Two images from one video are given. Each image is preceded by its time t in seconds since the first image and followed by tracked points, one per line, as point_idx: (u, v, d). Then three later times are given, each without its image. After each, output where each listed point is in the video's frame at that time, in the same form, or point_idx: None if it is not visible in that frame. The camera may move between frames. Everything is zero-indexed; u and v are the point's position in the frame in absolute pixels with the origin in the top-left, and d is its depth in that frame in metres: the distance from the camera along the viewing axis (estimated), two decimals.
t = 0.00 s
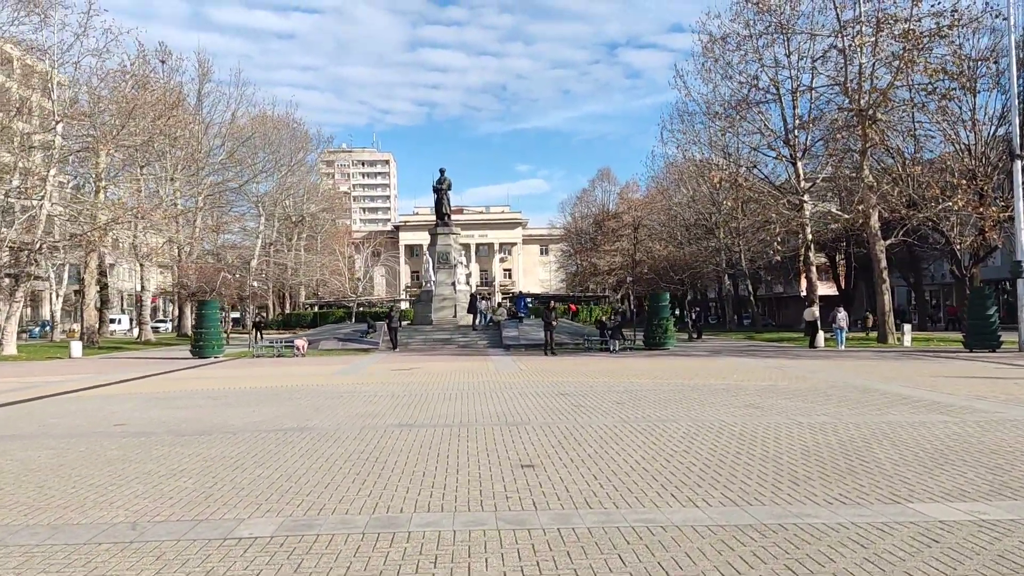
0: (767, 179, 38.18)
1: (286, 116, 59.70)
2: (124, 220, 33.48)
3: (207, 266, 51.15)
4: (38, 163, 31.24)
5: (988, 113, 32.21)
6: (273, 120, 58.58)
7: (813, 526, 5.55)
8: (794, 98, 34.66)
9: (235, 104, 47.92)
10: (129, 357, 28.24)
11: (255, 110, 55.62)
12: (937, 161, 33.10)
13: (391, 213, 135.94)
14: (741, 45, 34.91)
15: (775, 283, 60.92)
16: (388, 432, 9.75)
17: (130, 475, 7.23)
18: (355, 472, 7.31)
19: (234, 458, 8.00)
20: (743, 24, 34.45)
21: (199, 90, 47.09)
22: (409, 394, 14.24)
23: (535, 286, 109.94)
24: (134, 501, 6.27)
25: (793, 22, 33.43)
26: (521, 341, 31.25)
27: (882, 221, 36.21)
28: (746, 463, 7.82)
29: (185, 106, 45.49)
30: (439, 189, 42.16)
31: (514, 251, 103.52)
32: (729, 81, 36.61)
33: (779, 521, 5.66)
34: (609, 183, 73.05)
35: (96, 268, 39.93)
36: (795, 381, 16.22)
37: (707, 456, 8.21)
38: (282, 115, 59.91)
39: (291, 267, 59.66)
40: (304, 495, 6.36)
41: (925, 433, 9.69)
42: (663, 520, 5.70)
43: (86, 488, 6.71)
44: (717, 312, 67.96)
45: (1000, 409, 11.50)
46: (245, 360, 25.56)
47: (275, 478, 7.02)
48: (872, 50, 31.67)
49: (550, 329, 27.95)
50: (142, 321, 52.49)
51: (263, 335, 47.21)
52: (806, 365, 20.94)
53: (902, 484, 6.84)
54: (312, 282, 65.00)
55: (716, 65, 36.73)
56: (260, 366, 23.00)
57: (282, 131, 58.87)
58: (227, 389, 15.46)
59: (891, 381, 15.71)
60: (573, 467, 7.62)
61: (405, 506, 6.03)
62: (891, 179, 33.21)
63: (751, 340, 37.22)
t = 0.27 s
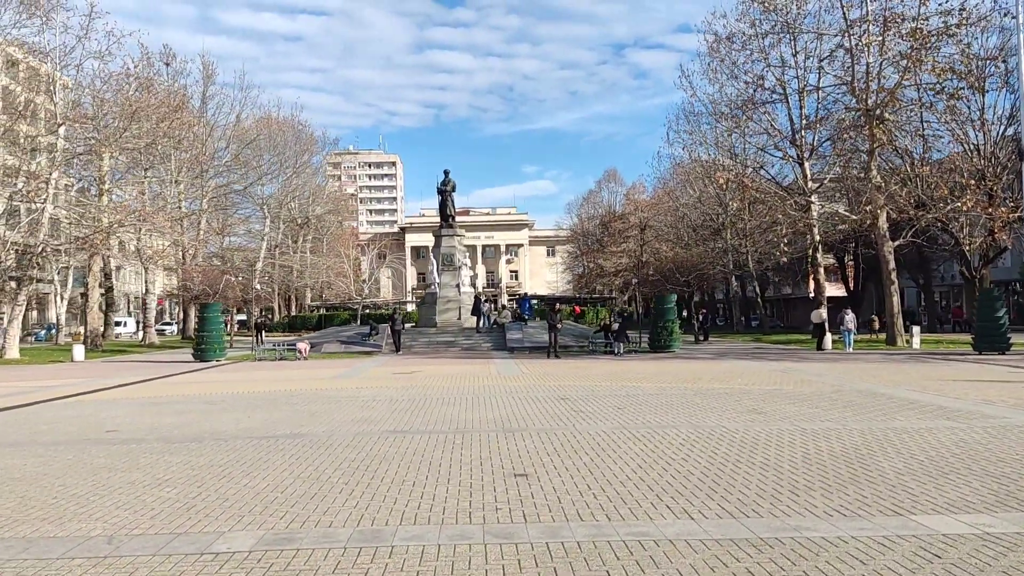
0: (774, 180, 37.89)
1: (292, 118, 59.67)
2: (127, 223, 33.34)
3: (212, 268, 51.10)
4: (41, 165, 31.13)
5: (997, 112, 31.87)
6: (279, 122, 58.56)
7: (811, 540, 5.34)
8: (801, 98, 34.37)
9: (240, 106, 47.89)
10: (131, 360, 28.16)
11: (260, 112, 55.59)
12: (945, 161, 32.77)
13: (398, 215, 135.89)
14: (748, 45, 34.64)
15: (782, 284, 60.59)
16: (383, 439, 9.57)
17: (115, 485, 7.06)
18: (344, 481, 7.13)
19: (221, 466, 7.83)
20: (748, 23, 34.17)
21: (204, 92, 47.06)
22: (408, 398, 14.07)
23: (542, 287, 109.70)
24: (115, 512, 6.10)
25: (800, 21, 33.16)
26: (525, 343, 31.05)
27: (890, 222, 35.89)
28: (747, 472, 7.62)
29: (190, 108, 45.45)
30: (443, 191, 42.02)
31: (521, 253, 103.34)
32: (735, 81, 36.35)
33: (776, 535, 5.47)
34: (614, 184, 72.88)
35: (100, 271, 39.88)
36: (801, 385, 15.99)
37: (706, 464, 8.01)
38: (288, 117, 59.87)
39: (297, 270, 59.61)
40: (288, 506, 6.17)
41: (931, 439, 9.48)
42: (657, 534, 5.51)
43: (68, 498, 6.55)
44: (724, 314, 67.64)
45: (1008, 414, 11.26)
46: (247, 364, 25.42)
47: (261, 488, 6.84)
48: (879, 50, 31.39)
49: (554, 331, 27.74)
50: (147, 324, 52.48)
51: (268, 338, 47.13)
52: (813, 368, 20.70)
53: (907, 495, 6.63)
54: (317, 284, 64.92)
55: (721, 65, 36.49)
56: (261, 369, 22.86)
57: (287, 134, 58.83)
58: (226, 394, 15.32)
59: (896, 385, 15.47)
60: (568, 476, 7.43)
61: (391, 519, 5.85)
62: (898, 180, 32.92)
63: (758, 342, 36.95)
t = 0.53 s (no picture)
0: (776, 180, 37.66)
1: (294, 120, 59.62)
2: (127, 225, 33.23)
3: (214, 270, 51.04)
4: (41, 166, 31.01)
5: (1002, 112, 31.58)
6: (281, 124, 58.49)
7: (805, 546, 5.16)
8: (803, 98, 34.15)
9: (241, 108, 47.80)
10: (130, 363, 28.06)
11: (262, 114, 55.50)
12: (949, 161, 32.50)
13: (402, 218, 135.82)
14: (750, 45, 34.43)
15: (786, 286, 60.34)
16: (373, 441, 9.39)
17: (94, 489, 6.90)
18: (328, 484, 6.96)
19: (205, 469, 7.67)
20: (750, 23, 33.97)
21: (205, 94, 46.96)
22: (403, 400, 13.90)
23: (546, 289, 109.48)
24: (91, 517, 5.95)
25: (802, 20, 32.94)
26: (526, 345, 30.86)
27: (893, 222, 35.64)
28: (742, 475, 7.43)
29: (191, 110, 45.35)
30: (444, 192, 41.89)
31: (524, 254, 103.20)
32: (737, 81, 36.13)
33: (768, 540, 5.29)
34: (617, 185, 72.75)
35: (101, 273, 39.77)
36: (802, 386, 15.79)
37: (700, 466, 7.83)
38: (290, 119, 59.84)
39: (299, 272, 59.51)
40: (268, 511, 6.01)
41: (932, 440, 9.28)
42: (645, 539, 5.33)
43: (44, 503, 6.39)
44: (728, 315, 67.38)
45: (1011, 415, 11.05)
46: (246, 366, 25.29)
47: (243, 492, 6.68)
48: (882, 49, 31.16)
49: (554, 333, 27.55)
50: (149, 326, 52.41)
51: (269, 340, 47.06)
52: (815, 369, 20.48)
53: (906, 498, 6.44)
54: (320, 286, 64.82)
55: (723, 65, 36.28)
56: (259, 371, 22.73)
57: (289, 136, 58.78)
58: (220, 396, 15.17)
59: (898, 385, 15.27)
60: (558, 479, 7.26)
61: (372, 523, 5.68)
62: (902, 180, 32.68)
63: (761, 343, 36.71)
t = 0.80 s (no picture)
0: (779, 184, 37.49)
1: (297, 123, 59.59)
2: (127, 227, 33.15)
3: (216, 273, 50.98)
4: (41, 167, 30.92)
5: (1007, 113, 31.28)
6: (284, 127, 58.45)
7: (797, 562, 4.97)
8: (806, 100, 33.94)
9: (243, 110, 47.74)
10: (129, 366, 27.95)
11: (265, 116, 55.49)
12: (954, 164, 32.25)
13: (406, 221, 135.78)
14: (752, 47, 34.27)
15: (790, 289, 60.09)
16: (362, 449, 9.20)
17: (71, 499, 6.72)
18: (311, 494, 6.78)
19: (186, 478, 7.48)
20: (753, 24, 33.78)
21: (207, 96, 46.92)
22: (398, 405, 13.75)
23: (549, 292, 109.27)
24: (63, 529, 5.78)
25: (805, 22, 32.74)
26: (527, 348, 30.70)
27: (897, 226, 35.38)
28: (737, 486, 7.23)
29: (193, 111, 45.28)
30: (446, 195, 41.76)
31: (528, 257, 103.06)
32: (738, 84, 35.99)
33: (760, 556, 5.10)
34: (621, 188, 72.63)
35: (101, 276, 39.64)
36: (803, 391, 15.58)
37: (695, 476, 7.63)
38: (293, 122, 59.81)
39: (302, 275, 59.44)
40: (245, 523, 5.84)
41: (934, 449, 9.06)
42: (632, 554, 5.14)
43: (17, 514, 6.22)
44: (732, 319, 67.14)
45: (1015, 423, 10.84)
46: (244, 370, 25.15)
47: (222, 503, 6.49)
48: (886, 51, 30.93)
49: (555, 336, 27.39)
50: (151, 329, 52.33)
51: (270, 343, 46.95)
52: (817, 374, 20.26)
53: (905, 511, 6.24)
54: (323, 289, 64.75)
55: (725, 67, 36.09)
56: (256, 375, 22.59)
57: (292, 138, 58.74)
58: (214, 401, 15.03)
59: (900, 391, 15.05)
60: (549, 488, 7.08)
61: (351, 537, 5.50)
62: (906, 183, 32.45)
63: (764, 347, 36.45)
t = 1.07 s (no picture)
0: (783, 189, 37.28)
1: (301, 128, 59.63)
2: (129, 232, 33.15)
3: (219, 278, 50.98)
4: (44, 172, 30.94)
5: (1013, 117, 31.01)
6: (288, 132, 58.48)
7: None
8: (810, 104, 33.75)
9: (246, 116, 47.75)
10: (129, 372, 27.90)
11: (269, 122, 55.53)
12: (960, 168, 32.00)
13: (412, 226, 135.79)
14: (755, 51, 34.12)
15: (795, 294, 59.84)
16: (350, 457, 9.04)
17: (47, 510, 6.57)
18: (293, 505, 6.62)
19: (168, 487, 7.34)
20: (755, 29, 33.63)
21: (211, 102, 46.96)
22: (393, 412, 13.61)
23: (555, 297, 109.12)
24: (34, 542, 5.63)
25: (808, 26, 32.57)
26: (529, 354, 30.54)
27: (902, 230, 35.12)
28: (731, 496, 7.05)
29: (196, 117, 45.30)
30: (449, 200, 41.65)
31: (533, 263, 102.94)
32: (741, 88, 35.82)
33: (748, 571, 4.93)
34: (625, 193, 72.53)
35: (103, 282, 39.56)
36: (804, 398, 15.40)
37: (687, 486, 7.44)
38: (297, 127, 59.87)
39: (307, 280, 59.44)
40: (221, 536, 5.68)
41: (935, 458, 8.85)
42: (615, 569, 4.97)
43: None
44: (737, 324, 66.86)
45: (1017, 431, 10.64)
46: (244, 375, 25.04)
47: (201, 514, 6.34)
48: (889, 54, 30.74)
49: (557, 342, 27.25)
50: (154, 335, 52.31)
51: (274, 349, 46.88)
52: (819, 380, 20.06)
53: (902, 523, 6.05)
54: (327, 294, 64.70)
55: (728, 72, 35.94)
56: (255, 381, 22.47)
57: (296, 144, 58.79)
58: (209, 407, 14.91)
59: (902, 398, 14.84)
60: (537, 499, 6.91)
61: (328, 550, 5.34)
62: (910, 188, 32.24)
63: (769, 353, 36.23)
